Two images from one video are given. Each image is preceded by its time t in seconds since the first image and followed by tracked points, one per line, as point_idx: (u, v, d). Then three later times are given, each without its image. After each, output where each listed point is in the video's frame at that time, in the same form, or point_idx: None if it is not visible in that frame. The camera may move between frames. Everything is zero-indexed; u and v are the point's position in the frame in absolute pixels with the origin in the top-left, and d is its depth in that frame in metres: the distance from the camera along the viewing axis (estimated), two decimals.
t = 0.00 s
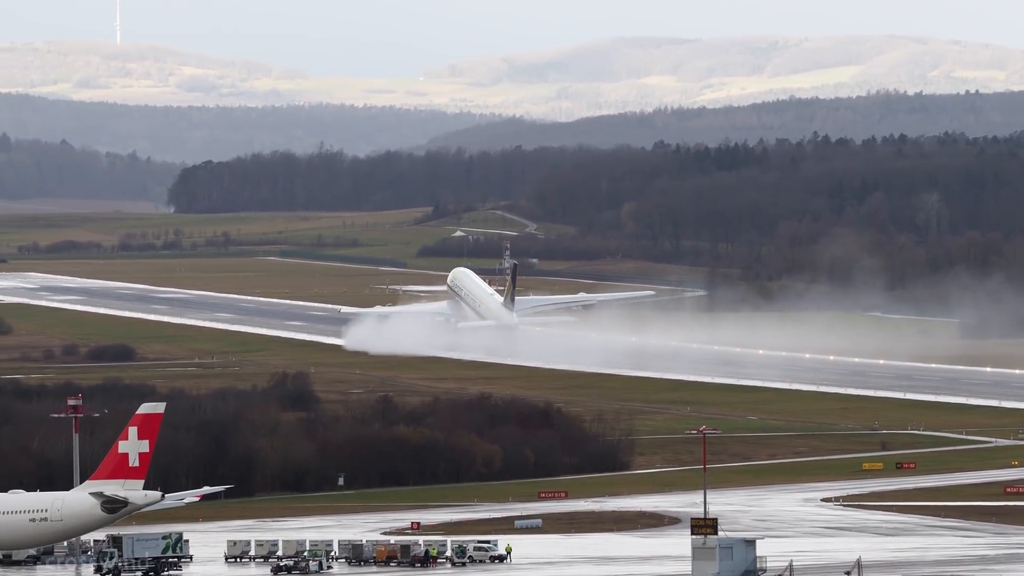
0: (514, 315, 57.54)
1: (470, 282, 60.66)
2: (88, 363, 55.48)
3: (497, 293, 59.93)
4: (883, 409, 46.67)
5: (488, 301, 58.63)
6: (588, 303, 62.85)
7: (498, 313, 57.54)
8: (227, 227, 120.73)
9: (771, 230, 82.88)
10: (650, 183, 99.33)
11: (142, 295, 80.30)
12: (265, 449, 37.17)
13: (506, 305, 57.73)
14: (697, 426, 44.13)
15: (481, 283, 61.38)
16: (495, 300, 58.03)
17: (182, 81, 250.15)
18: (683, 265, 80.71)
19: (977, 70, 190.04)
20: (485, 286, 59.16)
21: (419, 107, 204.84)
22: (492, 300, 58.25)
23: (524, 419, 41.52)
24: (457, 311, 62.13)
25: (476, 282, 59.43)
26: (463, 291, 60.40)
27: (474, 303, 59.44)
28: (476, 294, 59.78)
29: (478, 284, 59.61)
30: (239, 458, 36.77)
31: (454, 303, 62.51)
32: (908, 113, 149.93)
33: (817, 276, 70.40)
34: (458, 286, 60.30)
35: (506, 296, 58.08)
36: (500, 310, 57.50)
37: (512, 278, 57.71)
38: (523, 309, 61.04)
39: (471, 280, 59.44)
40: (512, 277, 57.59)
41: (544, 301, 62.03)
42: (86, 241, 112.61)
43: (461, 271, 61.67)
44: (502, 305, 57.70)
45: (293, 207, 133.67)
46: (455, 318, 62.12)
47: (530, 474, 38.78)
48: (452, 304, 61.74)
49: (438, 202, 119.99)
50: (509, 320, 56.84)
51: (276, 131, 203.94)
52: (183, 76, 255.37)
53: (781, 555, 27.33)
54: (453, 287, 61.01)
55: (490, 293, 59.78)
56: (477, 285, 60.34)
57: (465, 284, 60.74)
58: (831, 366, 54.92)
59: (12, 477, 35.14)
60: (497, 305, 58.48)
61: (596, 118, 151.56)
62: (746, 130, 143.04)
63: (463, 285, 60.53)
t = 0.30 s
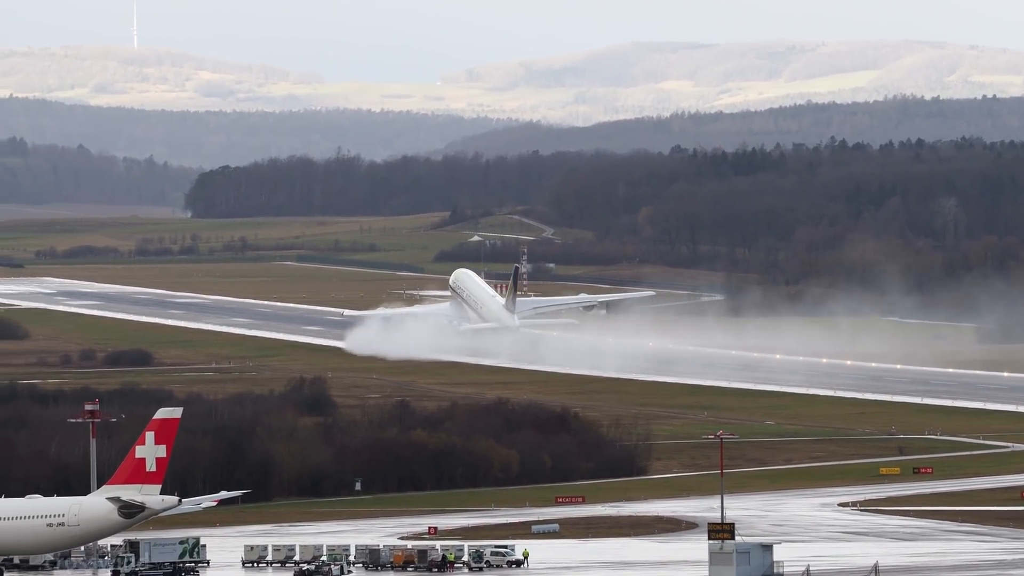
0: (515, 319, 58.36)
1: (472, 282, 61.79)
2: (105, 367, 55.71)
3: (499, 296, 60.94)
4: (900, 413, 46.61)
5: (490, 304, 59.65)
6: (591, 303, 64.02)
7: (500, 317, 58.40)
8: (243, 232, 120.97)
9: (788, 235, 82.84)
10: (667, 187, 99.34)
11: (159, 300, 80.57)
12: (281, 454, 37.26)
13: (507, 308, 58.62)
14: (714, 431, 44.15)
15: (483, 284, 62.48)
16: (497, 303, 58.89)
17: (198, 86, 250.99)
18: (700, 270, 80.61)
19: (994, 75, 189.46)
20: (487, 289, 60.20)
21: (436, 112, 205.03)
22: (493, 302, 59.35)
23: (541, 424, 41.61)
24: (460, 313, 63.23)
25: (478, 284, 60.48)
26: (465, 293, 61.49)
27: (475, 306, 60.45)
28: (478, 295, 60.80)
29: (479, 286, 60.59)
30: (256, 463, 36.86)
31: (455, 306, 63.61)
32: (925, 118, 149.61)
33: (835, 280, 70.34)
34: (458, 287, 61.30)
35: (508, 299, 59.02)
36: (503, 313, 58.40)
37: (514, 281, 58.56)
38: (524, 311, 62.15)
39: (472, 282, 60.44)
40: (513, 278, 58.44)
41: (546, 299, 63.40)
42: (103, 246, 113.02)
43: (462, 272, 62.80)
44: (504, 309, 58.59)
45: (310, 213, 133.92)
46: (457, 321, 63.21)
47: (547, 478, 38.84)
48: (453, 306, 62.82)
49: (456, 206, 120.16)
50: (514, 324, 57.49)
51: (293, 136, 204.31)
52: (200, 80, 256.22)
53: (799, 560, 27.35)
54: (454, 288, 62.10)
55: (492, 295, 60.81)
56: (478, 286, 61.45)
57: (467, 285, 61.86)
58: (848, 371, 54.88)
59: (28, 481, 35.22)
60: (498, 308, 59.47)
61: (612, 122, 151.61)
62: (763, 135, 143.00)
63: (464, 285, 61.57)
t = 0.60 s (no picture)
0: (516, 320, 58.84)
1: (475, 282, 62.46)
2: (123, 373, 56.00)
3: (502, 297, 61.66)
4: (918, 418, 46.59)
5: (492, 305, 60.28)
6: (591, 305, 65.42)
7: (501, 318, 58.87)
8: (261, 236, 121.24)
9: (805, 240, 82.78)
10: (684, 192, 99.32)
11: (176, 305, 80.91)
12: (298, 460, 37.42)
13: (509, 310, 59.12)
14: (732, 436, 44.21)
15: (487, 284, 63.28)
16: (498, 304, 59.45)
17: (215, 91, 251.79)
18: (717, 274, 80.53)
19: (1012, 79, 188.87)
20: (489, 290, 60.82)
21: (453, 117, 205.08)
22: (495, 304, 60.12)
23: (559, 428, 41.72)
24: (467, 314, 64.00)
25: (480, 285, 61.11)
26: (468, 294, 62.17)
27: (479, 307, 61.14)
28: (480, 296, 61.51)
29: (481, 287, 61.35)
30: (273, 468, 37.01)
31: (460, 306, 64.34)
32: (943, 122, 149.25)
33: (852, 284, 70.33)
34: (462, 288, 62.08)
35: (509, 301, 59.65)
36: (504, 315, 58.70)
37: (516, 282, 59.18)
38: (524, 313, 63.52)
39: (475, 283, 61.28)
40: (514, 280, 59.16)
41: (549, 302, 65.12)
42: (121, 251, 113.45)
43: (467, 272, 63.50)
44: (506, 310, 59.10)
45: (327, 217, 134.22)
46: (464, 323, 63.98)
47: (564, 483, 38.90)
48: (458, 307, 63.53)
49: (473, 211, 120.36)
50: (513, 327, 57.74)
51: (310, 140, 204.66)
52: (217, 85, 257.00)
53: (815, 564, 27.42)
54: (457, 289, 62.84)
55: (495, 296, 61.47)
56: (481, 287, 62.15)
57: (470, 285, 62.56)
58: (866, 375, 54.82)
59: (46, 487, 35.44)
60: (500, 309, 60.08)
61: (630, 127, 151.65)
62: (781, 140, 142.89)
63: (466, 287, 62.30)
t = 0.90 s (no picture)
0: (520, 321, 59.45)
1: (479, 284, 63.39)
2: (142, 378, 56.21)
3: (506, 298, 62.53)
4: (937, 424, 46.51)
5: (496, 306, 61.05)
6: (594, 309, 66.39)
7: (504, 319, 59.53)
8: (279, 242, 121.59)
9: (824, 245, 82.67)
10: (702, 198, 99.28)
11: (195, 310, 81.16)
12: (317, 465, 37.56)
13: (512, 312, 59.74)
14: (750, 441, 44.21)
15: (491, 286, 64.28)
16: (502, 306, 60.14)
17: (234, 97, 252.47)
18: (736, 279, 80.40)
19: None
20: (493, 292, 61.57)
21: (472, 122, 205.17)
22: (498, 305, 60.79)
23: (577, 433, 41.80)
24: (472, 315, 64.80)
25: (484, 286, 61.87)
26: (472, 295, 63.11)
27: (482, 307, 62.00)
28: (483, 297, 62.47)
29: (485, 289, 62.08)
30: (292, 474, 37.15)
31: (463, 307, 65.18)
32: (962, 128, 148.86)
33: (871, 289, 70.26)
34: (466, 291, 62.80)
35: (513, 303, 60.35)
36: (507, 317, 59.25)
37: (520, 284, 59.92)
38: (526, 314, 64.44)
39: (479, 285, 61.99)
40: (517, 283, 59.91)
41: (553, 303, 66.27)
42: (139, 256, 113.84)
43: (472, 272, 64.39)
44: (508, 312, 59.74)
45: (346, 223, 134.51)
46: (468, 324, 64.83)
47: (583, 488, 38.98)
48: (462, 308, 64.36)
49: (491, 217, 120.39)
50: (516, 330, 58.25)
51: (329, 146, 205.06)
52: (235, 91, 257.74)
53: (833, 569, 27.44)
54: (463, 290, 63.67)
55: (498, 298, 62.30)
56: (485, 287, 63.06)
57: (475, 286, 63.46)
58: (885, 381, 54.73)
59: (65, 491, 35.61)
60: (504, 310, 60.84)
61: (648, 133, 151.68)
62: (799, 145, 142.71)
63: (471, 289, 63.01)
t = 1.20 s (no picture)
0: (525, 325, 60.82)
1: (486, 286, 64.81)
2: (163, 384, 56.50)
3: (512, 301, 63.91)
4: (958, 429, 46.45)
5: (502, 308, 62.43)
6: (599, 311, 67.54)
7: (510, 322, 60.92)
8: (300, 248, 121.99)
9: (844, 251, 82.55)
10: (723, 203, 99.25)
11: (215, 316, 81.48)
12: (338, 470, 37.76)
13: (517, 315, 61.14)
14: (772, 447, 44.23)
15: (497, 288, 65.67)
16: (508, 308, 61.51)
17: (254, 102, 253.38)
18: (756, 285, 80.41)
19: None
20: (499, 294, 62.98)
21: (492, 128, 205.37)
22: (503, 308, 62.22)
23: (598, 440, 41.95)
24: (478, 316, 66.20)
25: (491, 288, 63.25)
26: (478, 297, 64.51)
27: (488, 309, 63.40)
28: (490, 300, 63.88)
29: (491, 292, 63.52)
30: (313, 479, 37.38)
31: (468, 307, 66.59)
32: (982, 133, 148.55)
33: (892, 295, 70.16)
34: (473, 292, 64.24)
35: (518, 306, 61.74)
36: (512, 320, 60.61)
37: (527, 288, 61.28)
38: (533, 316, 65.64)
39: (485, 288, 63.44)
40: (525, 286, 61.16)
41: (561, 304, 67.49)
42: (160, 262, 114.37)
43: (479, 274, 65.77)
44: (515, 315, 61.11)
45: (366, 229, 134.82)
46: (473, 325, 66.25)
47: (604, 494, 39.10)
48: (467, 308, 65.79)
49: (512, 222, 120.56)
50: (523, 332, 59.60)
51: (349, 152, 205.51)
52: (256, 96, 258.63)
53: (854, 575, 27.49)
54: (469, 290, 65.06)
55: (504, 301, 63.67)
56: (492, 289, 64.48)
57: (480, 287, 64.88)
58: (906, 387, 54.66)
59: (86, 497, 35.87)
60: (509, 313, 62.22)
61: (669, 138, 151.77)
62: (819, 151, 142.62)
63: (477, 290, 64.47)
